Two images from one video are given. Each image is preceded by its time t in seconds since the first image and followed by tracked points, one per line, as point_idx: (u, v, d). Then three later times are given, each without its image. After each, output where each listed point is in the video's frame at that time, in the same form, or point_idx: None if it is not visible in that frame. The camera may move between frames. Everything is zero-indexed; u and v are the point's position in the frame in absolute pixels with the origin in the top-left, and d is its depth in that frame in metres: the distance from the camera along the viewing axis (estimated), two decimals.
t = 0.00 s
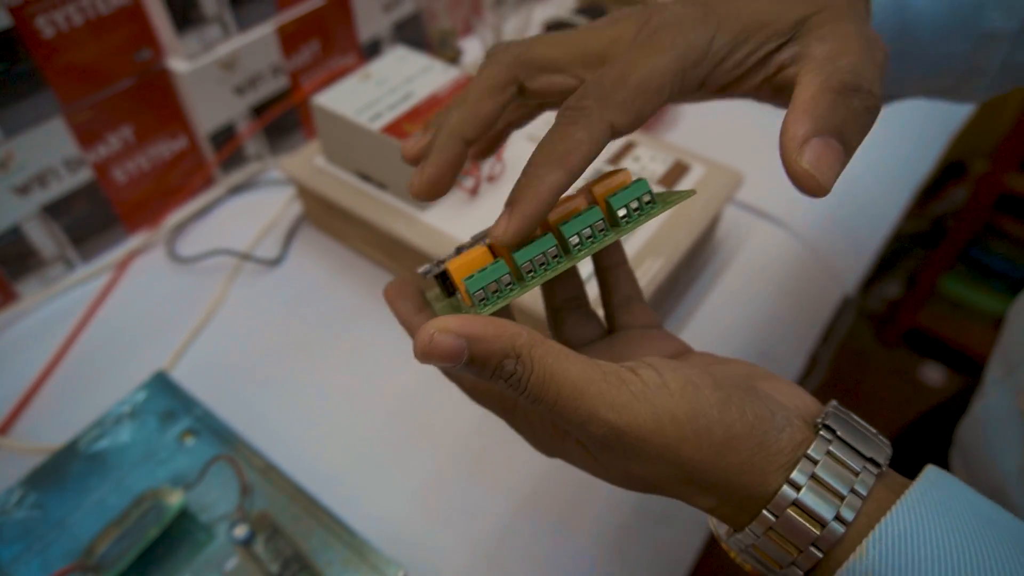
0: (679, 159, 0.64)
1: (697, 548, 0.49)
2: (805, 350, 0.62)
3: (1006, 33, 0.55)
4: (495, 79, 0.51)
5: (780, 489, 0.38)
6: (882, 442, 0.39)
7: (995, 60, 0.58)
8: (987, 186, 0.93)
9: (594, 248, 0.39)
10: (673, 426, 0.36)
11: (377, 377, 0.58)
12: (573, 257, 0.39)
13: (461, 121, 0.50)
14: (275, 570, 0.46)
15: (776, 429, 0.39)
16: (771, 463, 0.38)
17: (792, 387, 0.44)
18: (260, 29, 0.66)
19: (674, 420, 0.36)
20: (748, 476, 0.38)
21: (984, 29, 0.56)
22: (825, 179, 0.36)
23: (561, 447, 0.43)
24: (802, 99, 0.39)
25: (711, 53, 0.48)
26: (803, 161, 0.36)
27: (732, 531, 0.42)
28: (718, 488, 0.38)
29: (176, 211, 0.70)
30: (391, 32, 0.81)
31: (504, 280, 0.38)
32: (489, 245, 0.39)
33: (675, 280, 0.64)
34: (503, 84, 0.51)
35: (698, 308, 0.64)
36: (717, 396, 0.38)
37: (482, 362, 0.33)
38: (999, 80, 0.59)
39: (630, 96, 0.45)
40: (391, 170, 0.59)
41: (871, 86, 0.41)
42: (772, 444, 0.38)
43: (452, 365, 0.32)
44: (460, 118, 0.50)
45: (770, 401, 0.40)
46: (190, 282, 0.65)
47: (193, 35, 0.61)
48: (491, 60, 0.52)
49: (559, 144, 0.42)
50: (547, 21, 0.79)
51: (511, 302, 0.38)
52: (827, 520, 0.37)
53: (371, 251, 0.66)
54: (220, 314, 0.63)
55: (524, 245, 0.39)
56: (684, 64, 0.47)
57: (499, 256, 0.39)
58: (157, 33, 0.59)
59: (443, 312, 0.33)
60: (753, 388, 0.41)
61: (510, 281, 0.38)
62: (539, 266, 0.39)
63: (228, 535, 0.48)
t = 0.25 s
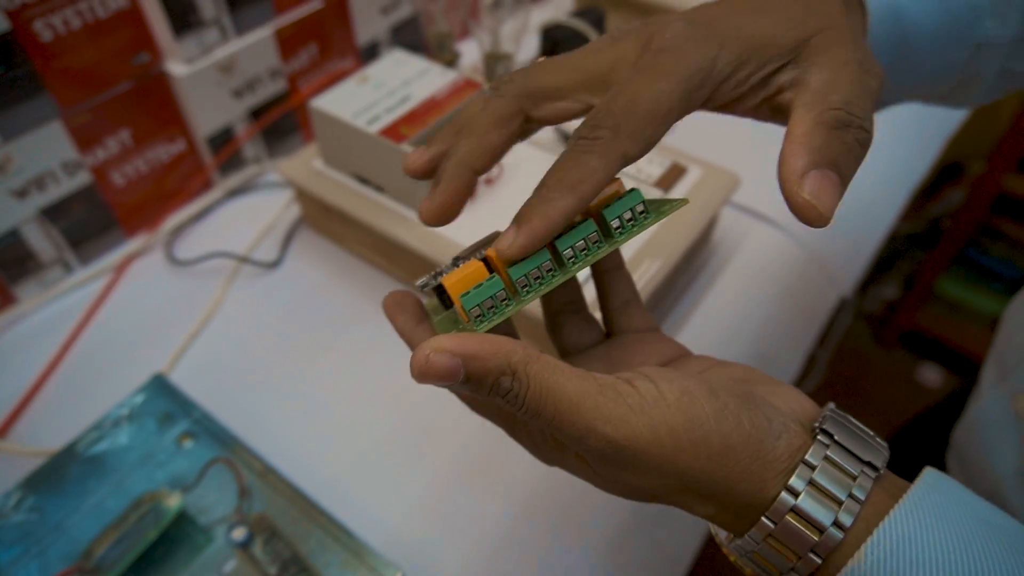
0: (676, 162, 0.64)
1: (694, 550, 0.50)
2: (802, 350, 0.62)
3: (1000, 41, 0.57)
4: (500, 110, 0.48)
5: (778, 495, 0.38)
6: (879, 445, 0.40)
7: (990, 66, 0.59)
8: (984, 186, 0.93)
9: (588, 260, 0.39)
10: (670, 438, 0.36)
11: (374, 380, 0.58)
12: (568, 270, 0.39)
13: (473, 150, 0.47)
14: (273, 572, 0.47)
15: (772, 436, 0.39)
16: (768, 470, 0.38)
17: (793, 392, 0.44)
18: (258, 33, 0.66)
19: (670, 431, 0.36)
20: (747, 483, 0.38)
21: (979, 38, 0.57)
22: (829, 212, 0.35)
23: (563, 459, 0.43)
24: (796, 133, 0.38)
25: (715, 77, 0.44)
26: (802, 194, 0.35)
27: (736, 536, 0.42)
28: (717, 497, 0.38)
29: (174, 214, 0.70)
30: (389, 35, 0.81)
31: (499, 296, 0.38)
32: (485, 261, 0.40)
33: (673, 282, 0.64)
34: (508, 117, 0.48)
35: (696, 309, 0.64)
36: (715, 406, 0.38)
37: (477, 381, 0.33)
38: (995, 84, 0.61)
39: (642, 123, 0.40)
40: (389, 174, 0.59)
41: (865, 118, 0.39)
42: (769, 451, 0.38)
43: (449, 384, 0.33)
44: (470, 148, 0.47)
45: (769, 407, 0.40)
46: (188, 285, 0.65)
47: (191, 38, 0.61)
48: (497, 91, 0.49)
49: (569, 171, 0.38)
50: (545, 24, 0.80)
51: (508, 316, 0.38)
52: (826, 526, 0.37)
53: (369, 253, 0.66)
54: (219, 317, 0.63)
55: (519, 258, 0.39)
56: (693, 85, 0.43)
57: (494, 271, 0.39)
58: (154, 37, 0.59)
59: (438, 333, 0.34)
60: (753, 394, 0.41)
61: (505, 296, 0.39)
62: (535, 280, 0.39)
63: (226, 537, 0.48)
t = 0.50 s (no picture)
0: (672, 162, 0.64)
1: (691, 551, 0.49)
2: (802, 351, 0.62)
3: None
4: (588, 72, 0.51)
5: (770, 498, 0.37)
6: (873, 446, 0.39)
7: None
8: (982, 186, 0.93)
9: (573, 265, 0.39)
10: (658, 442, 0.36)
11: (370, 382, 0.58)
12: (552, 274, 0.39)
13: (570, 121, 0.48)
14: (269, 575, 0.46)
15: (762, 437, 0.38)
16: (759, 472, 0.38)
17: (781, 392, 0.44)
18: (255, 34, 0.66)
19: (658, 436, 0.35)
20: (736, 486, 0.38)
21: None
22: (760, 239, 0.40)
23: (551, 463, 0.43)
24: (771, 162, 0.42)
25: (787, 31, 0.46)
26: (751, 220, 0.40)
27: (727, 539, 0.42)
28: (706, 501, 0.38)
29: (171, 215, 0.70)
30: (386, 36, 0.81)
31: (484, 302, 0.37)
32: (468, 267, 0.39)
33: (670, 282, 0.64)
34: (595, 76, 0.51)
35: (693, 309, 0.64)
36: (702, 410, 0.37)
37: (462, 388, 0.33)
38: None
39: (721, 65, 0.43)
40: (385, 175, 0.59)
41: (824, 171, 0.45)
42: (759, 453, 0.38)
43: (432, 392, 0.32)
44: (567, 118, 0.49)
45: (756, 408, 0.40)
46: (184, 287, 0.65)
47: (187, 40, 0.61)
48: (580, 54, 0.52)
49: (654, 113, 0.41)
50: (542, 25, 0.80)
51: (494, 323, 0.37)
52: (819, 529, 0.37)
53: (366, 254, 0.66)
54: (215, 319, 0.63)
55: (502, 263, 0.38)
56: (769, 32, 0.45)
57: (478, 278, 0.38)
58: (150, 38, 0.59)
59: (418, 341, 0.33)
60: (740, 397, 0.41)
61: (490, 302, 0.37)
62: (519, 285, 0.38)
63: (223, 540, 0.48)
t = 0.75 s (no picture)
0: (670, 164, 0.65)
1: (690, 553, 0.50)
2: (799, 353, 0.62)
3: None
4: (576, 54, 0.49)
5: (759, 496, 0.37)
6: (864, 445, 0.39)
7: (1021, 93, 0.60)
8: (979, 187, 0.93)
9: (552, 232, 0.39)
10: (649, 433, 0.36)
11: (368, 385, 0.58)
12: (535, 243, 0.39)
13: (558, 102, 0.48)
14: None
15: (751, 433, 0.38)
16: (747, 468, 0.38)
17: (771, 393, 0.44)
18: (253, 37, 0.66)
19: (650, 426, 0.35)
20: (726, 480, 0.37)
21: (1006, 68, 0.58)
22: (641, 202, 0.44)
23: (536, 466, 0.42)
24: (668, 135, 0.45)
25: (754, 10, 0.48)
26: (632, 183, 0.43)
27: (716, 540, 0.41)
28: (693, 496, 0.38)
29: (169, 218, 0.70)
30: (384, 38, 0.81)
31: (473, 278, 0.36)
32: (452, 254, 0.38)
33: (669, 284, 0.64)
34: (585, 57, 0.49)
35: (692, 311, 0.64)
36: (693, 403, 0.37)
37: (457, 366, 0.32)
38: None
39: (686, 34, 0.46)
40: (383, 177, 0.59)
41: (710, 158, 0.47)
42: (748, 449, 0.38)
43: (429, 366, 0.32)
44: (556, 98, 0.48)
45: (746, 406, 0.40)
46: (182, 290, 0.65)
47: (186, 43, 0.61)
48: (570, 36, 0.50)
49: (616, 81, 0.44)
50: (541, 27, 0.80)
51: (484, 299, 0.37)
52: (808, 525, 0.36)
53: (365, 257, 0.66)
54: (213, 322, 0.63)
55: (484, 241, 0.38)
56: (738, 6, 0.47)
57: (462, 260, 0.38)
58: (149, 41, 0.59)
59: (416, 314, 0.32)
60: (730, 394, 0.41)
61: (479, 279, 0.37)
62: (504, 259, 0.37)
63: (221, 542, 0.48)
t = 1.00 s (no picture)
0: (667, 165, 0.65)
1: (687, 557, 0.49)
2: (793, 355, 0.63)
3: (996, 74, 0.57)
4: (538, 58, 0.49)
5: (750, 512, 0.36)
6: (855, 459, 0.38)
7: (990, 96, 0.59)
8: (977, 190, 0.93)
9: (517, 226, 0.40)
10: (637, 443, 0.35)
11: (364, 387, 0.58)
12: (503, 239, 0.39)
13: (521, 103, 0.49)
14: None
15: (741, 449, 0.38)
16: (738, 483, 0.37)
17: (762, 408, 0.43)
18: (248, 39, 0.66)
19: (637, 435, 0.35)
20: (717, 495, 0.37)
21: (974, 71, 0.58)
22: (591, 187, 0.43)
23: (524, 492, 0.41)
24: (620, 123, 0.44)
25: (703, 9, 0.50)
26: (581, 168, 0.43)
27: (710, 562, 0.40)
28: (683, 512, 0.37)
29: (164, 221, 0.70)
30: (380, 40, 0.81)
31: (446, 283, 0.38)
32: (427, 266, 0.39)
33: (665, 286, 0.64)
34: (545, 61, 0.49)
35: (689, 313, 0.64)
36: (680, 414, 0.37)
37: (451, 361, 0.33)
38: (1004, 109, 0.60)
39: (635, 35, 0.48)
40: (379, 179, 0.59)
41: (665, 149, 0.46)
42: (737, 463, 0.37)
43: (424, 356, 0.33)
44: (518, 101, 0.49)
45: (735, 421, 0.40)
46: (178, 292, 0.65)
47: (181, 45, 0.61)
48: (533, 43, 0.50)
49: (569, 79, 0.46)
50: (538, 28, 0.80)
51: (460, 300, 0.38)
52: (801, 542, 0.35)
53: (361, 259, 0.66)
54: (209, 324, 0.63)
55: (453, 244, 0.39)
56: (686, 6, 0.49)
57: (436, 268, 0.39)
58: (144, 43, 0.59)
59: (415, 302, 0.34)
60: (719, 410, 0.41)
61: (453, 281, 0.38)
62: (475, 259, 0.38)
63: (216, 546, 0.48)
